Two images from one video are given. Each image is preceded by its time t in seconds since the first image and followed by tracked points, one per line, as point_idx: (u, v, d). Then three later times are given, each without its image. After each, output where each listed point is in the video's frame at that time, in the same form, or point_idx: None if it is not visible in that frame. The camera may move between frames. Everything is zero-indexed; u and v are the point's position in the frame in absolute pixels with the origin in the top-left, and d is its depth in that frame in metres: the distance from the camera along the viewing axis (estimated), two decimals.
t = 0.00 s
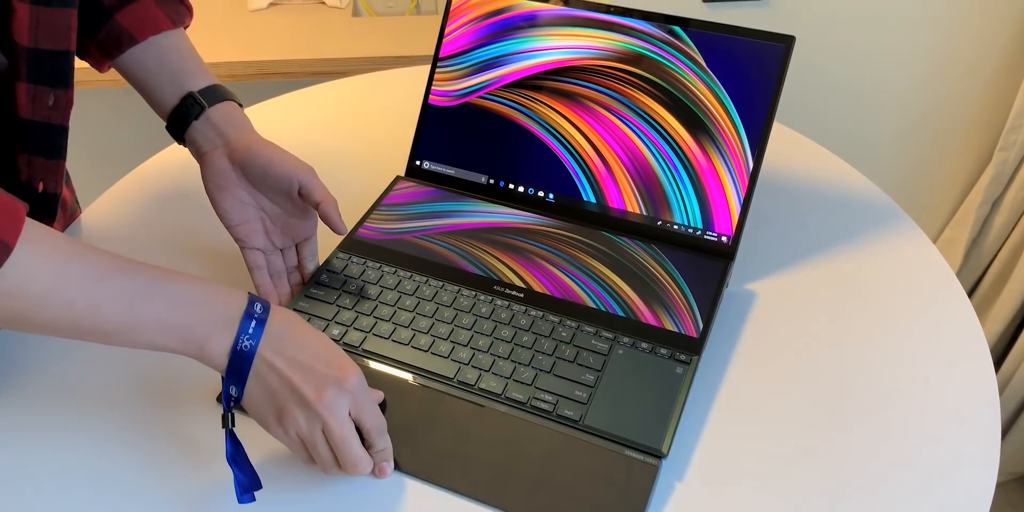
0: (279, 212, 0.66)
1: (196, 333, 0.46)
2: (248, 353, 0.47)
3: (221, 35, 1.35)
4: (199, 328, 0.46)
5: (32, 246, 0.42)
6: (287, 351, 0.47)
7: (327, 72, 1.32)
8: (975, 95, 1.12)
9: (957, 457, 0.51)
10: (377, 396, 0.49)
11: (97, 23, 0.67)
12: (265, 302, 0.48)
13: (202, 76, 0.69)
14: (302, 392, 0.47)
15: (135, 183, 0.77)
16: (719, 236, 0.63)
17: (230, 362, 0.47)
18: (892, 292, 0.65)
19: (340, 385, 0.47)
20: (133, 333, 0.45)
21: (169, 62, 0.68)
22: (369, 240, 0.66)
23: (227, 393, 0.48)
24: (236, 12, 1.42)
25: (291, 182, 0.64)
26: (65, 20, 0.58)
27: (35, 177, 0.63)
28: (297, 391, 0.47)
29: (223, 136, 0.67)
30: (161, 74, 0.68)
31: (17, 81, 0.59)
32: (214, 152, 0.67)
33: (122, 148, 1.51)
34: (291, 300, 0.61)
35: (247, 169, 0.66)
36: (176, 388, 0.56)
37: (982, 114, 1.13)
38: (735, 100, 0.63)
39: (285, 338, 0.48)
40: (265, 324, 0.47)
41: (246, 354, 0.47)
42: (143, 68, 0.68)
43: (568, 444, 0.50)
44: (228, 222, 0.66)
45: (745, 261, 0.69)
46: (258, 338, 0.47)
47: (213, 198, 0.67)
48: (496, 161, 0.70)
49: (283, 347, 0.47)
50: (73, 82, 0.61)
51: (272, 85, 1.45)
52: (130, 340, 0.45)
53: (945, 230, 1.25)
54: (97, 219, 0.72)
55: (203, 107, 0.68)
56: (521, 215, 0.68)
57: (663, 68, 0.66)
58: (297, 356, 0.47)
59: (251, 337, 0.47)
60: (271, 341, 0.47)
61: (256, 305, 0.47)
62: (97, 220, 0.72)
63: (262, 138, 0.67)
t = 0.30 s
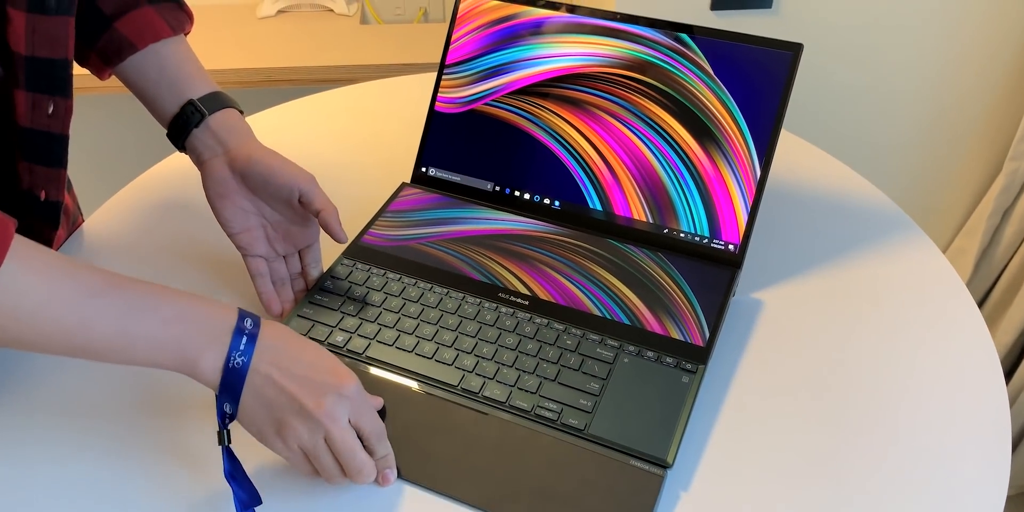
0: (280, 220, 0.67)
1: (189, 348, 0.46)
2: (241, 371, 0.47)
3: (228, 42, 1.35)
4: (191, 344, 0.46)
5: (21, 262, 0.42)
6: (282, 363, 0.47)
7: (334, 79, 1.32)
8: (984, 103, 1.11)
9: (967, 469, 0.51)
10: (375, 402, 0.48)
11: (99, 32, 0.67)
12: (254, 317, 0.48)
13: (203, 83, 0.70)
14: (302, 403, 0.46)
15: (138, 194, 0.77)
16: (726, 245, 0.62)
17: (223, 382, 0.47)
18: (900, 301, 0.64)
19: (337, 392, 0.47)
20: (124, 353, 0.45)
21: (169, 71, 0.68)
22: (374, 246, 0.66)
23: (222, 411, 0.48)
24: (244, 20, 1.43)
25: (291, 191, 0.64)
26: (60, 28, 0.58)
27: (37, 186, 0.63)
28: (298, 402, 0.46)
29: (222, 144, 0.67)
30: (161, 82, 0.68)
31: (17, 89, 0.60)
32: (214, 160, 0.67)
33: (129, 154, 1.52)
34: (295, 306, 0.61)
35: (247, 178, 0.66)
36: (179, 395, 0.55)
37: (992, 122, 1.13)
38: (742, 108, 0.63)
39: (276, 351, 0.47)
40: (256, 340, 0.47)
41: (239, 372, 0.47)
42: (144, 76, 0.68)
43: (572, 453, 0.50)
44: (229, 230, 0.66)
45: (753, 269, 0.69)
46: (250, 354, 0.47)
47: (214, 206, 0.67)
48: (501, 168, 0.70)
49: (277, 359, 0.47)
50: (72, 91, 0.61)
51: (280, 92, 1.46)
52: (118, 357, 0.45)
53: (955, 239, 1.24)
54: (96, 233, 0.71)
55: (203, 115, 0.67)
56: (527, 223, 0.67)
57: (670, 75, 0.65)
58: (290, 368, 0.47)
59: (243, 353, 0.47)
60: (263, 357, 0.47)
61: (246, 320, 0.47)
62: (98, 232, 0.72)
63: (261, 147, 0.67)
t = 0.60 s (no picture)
0: (254, 231, 0.66)
1: (228, 406, 0.39)
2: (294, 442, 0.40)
3: (234, 48, 1.36)
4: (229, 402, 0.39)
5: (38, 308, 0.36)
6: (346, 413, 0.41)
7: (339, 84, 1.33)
8: (990, 111, 1.11)
9: (973, 478, 0.51)
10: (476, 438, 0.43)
11: (86, 38, 0.68)
12: (304, 375, 0.41)
13: (187, 93, 0.70)
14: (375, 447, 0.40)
15: (142, 201, 0.78)
16: (730, 251, 0.62)
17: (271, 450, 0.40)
18: (905, 309, 0.64)
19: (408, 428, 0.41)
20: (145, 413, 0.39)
21: (153, 83, 0.69)
22: (380, 251, 0.66)
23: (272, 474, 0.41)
24: (251, 26, 1.44)
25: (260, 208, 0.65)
26: (65, 37, 0.59)
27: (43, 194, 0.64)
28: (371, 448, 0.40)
29: (199, 157, 0.68)
30: (145, 93, 0.69)
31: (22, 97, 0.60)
32: (190, 172, 0.68)
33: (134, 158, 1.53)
34: (299, 312, 0.61)
35: (220, 190, 0.66)
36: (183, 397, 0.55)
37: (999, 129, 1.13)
38: (747, 114, 0.63)
39: (333, 411, 0.40)
40: (309, 403, 0.40)
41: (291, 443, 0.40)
42: (128, 84, 0.69)
43: (576, 459, 0.50)
44: (206, 240, 0.67)
45: (757, 276, 0.69)
46: (304, 418, 0.40)
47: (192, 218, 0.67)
48: (506, 174, 0.71)
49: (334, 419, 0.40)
50: (77, 100, 0.61)
51: (287, 98, 1.47)
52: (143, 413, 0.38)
53: (961, 248, 1.24)
54: (96, 245, 0.71)
55: (182, 126, 0.68)
56: (531, 228, 0.68)
57: (674, 82, 0.66)
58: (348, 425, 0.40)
59: (296, 421, 0.40)
60: (320, 419, 0.40)
61: (296, 383, 0.40)
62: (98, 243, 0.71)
63: (238, 159, 0.68)
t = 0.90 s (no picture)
0: (220, 263, 0.65)
1: (406, 473, 0.37)
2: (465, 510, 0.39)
3: (240, 49, 1.37)
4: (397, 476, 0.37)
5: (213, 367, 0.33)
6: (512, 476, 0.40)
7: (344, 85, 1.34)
8: (995, 112, 1.11)
9: (977, 476, 0.51)
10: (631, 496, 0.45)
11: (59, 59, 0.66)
12: (474, 438, 0.40)
13: (159, 124, 0.70)
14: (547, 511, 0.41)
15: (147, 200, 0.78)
16: (734, 250, 0.63)
17: None
18: (911, 309, 0.64)
19: (577, 491, 0.42)
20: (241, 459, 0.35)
21: (127, 110, 0.68)
22: (384, 249, 0.67)
23: None
24: (257, 27, 1.44)
25: (232, 230, 0.63)
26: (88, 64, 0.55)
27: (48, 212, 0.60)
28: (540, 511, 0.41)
29: (169, 184, 0.67)
30: (117, 119, 0.68)
31: (34, 119, 0.56)
32: (160, 200, 0.67)
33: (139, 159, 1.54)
34: (304, 308, 0.62)
35: (192, 217, 0.65)
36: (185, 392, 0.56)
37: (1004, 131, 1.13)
38: (750, 113, 0.63)
39: (501, 477, 0.40)
40: (483, 472, 0.39)
41: None
42: (99, 110, 0.68)
43: (578, 454, 0.50)
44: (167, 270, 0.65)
45: (759, 275, 0.69)
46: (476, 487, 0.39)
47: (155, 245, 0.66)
48: (509, 173, 0.71)
49: (506, 488, 0.40)
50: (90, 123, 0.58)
51: (292, 98, 1.47)
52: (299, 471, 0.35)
53: (966, 250, 1.24)
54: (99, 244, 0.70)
55: (154, 154, 0.67)
56: (534, 227, 0.68)
57: (678, 81, 0.66)
58: (515, 491, 0.40)
59: (467, 492, 0.39)
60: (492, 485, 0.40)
61: (468, 452, 0.39)
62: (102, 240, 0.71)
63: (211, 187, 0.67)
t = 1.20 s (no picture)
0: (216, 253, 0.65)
1: (470, 469, 0.40)
2: (526, 498, 0.43)
3: (246, 47, 1.38)
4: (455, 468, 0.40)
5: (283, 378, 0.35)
6: (568, 459, 0.45)
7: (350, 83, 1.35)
8: (999, 110, 1.12)
9: (978, 468, 0.51)
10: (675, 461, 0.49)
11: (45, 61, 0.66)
12: (529, 429, 0.44)
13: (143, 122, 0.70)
14: (605, 490, 0.45)
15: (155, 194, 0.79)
16: (736, 242, 0.63)
17: (504, 503, 0.43)
18: (913, 301, 0.64)
19: (628, 468, 0.46)
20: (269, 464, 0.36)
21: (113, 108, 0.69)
22: (388, 240, 0.67)
23: None
24: (263, 25, 1.45)
25: (225, 217, 0.63)
26: (126, 90, 0.57)
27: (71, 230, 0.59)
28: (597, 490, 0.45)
29: (154, 180, 0.67)
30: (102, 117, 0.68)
31: (67, 141, 0.57)
32: (146, 197, 0.67)
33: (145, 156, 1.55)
34: (308, 298, 0.62)
35: (181, 210, 0.65)
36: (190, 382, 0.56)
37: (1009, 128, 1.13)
38: (753, 106, 0.63)
39: (557, 461, 0.44)
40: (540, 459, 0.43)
41: (523, 500, 0.43)
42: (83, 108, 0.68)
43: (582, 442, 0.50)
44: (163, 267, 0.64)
45: (763, 267, 0.69)
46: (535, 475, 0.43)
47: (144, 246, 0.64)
48: (513, 166, 0.71)
49: (564, 474, 0.45)
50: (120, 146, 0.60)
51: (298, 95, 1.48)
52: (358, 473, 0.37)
53: (969, 248, 1.24)
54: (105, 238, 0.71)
55: (139, 150, 0.68)
56: (538, 219, 0.68)
57: (681, 74, 0.66)
58: (573, 476, 0.45)
59: (528, 481, 0.43)
60: (548, 470, 0.44)
61: (526, 441, 0.43)
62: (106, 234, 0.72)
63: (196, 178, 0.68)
